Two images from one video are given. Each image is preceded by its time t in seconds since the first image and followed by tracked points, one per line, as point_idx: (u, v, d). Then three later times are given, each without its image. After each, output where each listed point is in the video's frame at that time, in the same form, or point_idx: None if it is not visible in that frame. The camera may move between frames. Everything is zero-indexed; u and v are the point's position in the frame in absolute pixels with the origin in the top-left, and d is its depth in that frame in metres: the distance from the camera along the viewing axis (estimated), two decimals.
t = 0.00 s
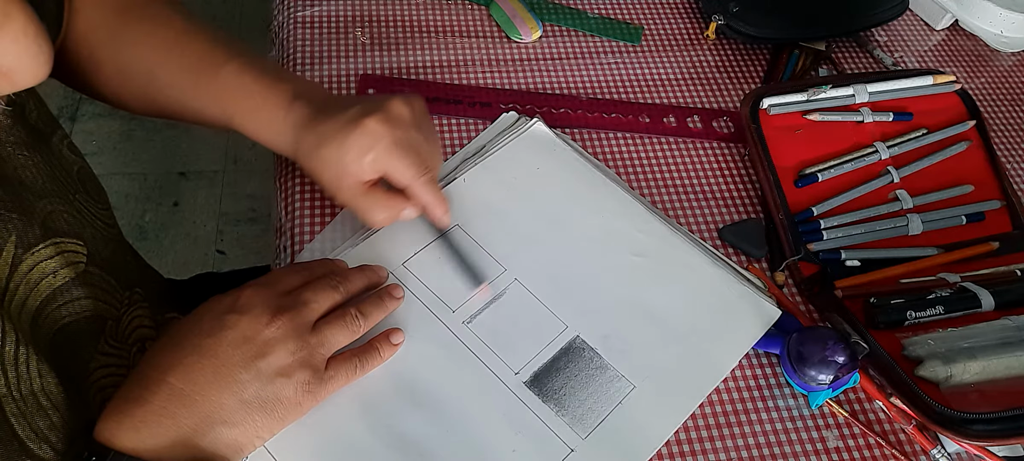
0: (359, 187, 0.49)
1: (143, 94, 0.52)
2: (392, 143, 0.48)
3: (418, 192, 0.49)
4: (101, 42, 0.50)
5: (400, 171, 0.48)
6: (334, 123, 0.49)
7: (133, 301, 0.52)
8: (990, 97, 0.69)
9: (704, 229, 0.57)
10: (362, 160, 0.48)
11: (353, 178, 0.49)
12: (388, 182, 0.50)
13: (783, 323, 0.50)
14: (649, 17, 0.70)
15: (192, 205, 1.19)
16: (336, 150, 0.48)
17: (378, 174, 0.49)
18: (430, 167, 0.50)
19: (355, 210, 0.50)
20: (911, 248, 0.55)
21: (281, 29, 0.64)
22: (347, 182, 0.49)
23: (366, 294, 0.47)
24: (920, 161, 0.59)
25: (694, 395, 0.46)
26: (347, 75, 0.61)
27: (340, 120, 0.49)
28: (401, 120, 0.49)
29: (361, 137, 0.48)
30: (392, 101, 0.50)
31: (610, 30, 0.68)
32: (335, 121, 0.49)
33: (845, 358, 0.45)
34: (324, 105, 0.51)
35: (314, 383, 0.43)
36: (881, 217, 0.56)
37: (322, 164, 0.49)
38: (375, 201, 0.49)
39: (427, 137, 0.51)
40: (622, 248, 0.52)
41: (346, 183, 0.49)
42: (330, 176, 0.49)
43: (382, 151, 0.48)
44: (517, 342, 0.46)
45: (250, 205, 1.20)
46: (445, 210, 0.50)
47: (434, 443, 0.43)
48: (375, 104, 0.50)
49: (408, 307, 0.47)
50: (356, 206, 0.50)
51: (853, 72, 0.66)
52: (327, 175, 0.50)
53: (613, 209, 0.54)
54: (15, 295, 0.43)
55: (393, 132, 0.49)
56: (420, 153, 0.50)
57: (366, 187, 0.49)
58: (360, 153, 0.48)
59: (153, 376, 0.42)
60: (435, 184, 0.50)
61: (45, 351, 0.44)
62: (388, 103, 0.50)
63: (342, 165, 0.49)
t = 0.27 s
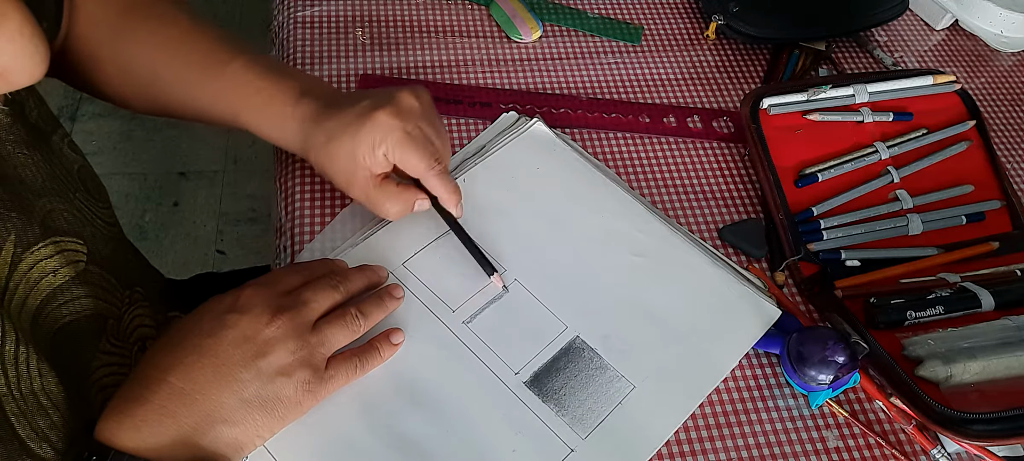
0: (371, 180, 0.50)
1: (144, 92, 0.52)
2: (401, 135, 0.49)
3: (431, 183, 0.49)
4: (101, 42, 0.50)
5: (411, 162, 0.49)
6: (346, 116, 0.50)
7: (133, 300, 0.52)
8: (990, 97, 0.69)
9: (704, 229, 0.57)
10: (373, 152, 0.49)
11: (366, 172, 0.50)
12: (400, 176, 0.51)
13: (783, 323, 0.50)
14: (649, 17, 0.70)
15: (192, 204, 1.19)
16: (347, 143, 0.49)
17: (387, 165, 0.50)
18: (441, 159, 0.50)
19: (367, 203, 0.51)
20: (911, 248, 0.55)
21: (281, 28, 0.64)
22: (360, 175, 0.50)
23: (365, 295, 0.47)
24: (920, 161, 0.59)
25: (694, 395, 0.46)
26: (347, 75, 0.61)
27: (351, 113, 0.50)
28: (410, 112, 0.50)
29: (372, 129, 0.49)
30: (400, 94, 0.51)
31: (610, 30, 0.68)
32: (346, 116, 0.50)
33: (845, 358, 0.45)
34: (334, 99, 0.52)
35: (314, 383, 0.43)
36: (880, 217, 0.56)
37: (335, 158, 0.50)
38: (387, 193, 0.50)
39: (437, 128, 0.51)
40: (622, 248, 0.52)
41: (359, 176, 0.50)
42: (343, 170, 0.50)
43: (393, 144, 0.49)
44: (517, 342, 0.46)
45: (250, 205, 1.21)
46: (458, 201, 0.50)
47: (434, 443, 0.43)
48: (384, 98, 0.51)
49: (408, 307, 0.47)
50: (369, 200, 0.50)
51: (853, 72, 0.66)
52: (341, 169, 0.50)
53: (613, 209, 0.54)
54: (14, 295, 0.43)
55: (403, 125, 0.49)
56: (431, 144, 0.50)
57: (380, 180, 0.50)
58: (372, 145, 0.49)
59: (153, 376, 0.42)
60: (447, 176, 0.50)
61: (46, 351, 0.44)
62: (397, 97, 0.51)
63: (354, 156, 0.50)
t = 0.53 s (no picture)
0: (373, 178, 0.50)
1: (144, 91, 0.52)
2: (405, 133, 0.50)
3: (432, 182, 0.50)
4: (101, 41, 0.50)
5: (413, 161, 0.50)
6: (347, 115, 0.50)
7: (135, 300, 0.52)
8: (990, 97, 0.69)
9: (704, 229, 0.57)
10: (376, 150, 0.50)
11: (368, 170, 0.50)
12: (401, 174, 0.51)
13: (783, 323, 0.50)
14: (649, 17, 0.70)
15: (193, 204, 1.19)
16: (350, 141, 0.50)
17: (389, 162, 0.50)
18: (443, 158, 0.51)
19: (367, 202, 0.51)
20: (911, 248, 0.55)
21: (281, 28, 0.64)
22: (362, 173, 0.50)
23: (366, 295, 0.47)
24: (920, 161, 0.59)
25: (694, 395, 0.46)
26: (347, 75, 0.61)
27: (353, 111, 0.50)
28: (413, 110, 0.51)
29: (376, 127, 0.49)
30: (404, 92, 0.52)
31: (610, 30, 0.68)
32: (347, 114, 0.50)
33: (845, 358, 0.45)
34: (334, 97, 0.52)
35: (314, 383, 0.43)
36: (880, 217, 0.56)
37: (336, 157, 0.50)
38: (388, 191, 0.50)
39: (439, 127, 0.52)
40: (622, 248, 0.52)
41: (359, 174, 0.50)
42: (344, 168, 0.51)
43: (396, 142, 0.50)
44: (517, 342, 0.46)
45: (250, 205, 1.20)
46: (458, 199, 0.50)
47: (434, 443, 0.43)
48: (387, 95, 0.51)
49: (408, 307, 0.47)
50: (369, 198, 0.51)
51: (853, 73, 0.66)
52: (342, 168, 0.51)
53: (613, 209, 0.53)
54: (15, 294, 0.43)
55: (407, 123, 0.50)
56: (433, 143, 0.51)
57: (381, 178, 0.50)
58: (374, 144, 0.50)
59: (153, 375, 0.42)
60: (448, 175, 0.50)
61: (48, 350, 0.44)
62: (400, 95, 0.51)
63: (357, 155, 0.50)
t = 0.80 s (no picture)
0: (364, 185, 0.50)
1: (144, 92, 0.52)
2: (398, 142, 0.49)
3: (423, 191, 0.50)
4: (101, 41, 0.50)
5: (405, 170, 0.49)
6: (340, 122, 0.50)
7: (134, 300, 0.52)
8: (990, 97, 0.69)
9: (704, 229, 0.57)
10: (367, 158, 0.49)
11: (358, 177, 0.50)
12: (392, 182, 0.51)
13: (783, 323, 0.50)
14: (649, 17, 0.70)
15: (193, 204, 1.19)
16: (342, 148, 0.49)
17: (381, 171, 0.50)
18: (435, 166, 0.51)
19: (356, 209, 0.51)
20: (911, 248, 0.55)
21: (281, 28, 0.64)
22: (353, 180, 0.50)
23: (365, 295, 0.47)
24: (920, 161, 0.59)
25: (694, 395, 0.46)
26: (347, 75, 0.61)
27: (347, 118, 0.50)
28: (407, 118, 0.51)
29: (368, 136, 0.49)
30: (399, 101, 0.51)
31: (610, 30, 0.68)
32: (341, 121, 0.50)
33: (845, 358, 0.45)
34: (329, 103, 0.52)
35: (314, 383, 0.43)
36: (880, 217, 0.56)
37: (328, 163, 0.50)
38: (378, 199, 0.50)
39: (432, 134, 0.52)
40: (622, 248, 0.52)
41: (349, 182, 0.50)
42: (335, 173, 0.50)
43: (388, 150, 0.49)
44: (517, 343, 0.46)
45: (250, 205, 1.20)
46: (449, 209, 0.50)
47: (434, 443, 0.43)
48: (381, 103, 0.51)
49: (408, 307, 0.47)
50: (358, 205, 0.50)
51: (853, 73, 0.66)
52: (333, 173, 0.50)
53: (613, 209, 0.53)
54: (15, 295, 0.43)
55: (401, 132, 0.50)
56: (426, 152, 0.51)
57: (372, 186, 0.50)
58: (366, 151, 0.49)
59: (153, 376, 0.42)
60: (440, 184, 0.50)
61: (48, 351, 0.44)
62: (396, 103, 0.51)
63: (348, 162, 0.50)
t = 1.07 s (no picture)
0: (367, 183, 0.50)
1: (144, 92, 0.52)
2: (398, 139, 0.50)
3: (425, 187, 0.50)
4: (101, 42, 0.50)
5: (407, 167, 0.49)
6: (339, 121, 0.50)
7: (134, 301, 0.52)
8: (990, 97, 0.69)
9: (704, 229, 0.57)
10: (368, 155, 0.49)
11: (360, 175, 0.50)
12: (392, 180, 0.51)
13: (783, 323, 0.50)
14: (649, 17, 0.70)
15: (192, 205, 1.19)
16: (343, 146, 0.49)
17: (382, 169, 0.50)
18: (436, 164, 0.51)
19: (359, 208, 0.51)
20: (911, 248, 0.55)
21: (281, 28, 0.64)
22: (355, 179, 0.50)
23: (365, 295, 0.47)
24: (920, 161, 0.59)
25: (694, 396, 0.46)
26: (347, 75, 0.61)
27: (347, 117, 0.50)
28: (407, 116, 0.51)
29: (370, 133, 0.49)
30: (398, 98, 0.51)
31: (610, 30, 0.68)
32: (341, 120, 0.50)
33: (845, 359, 0.45)
34: (328, 103, 0.52)
35: (314, 384, 0.43)
36: (881, 217, 0.56)
37: (330, 162, 0.50)
38: (380, 196, 0.50)
39: (432, 133, 0.52)
40: (622, 248, 0.52)
41: (352, 179, 0.50)
42: (337, 172, 0.50)
43: (389, 148, 0.49)
44: (517, 343, 0.46)
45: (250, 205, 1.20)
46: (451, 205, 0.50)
47: (434, 443, 0.43)
48: (381, 101, 0.51)
49: (408, 307, 0.47)
50: (361, 204, 0.50)
51: (853, 72, 0.66)
52: (335, 172, 0.50)
53: (613, 209, 0.53)
54: (15, 296, 0.43)
55: (401, 130, 0.50)
56: (427, 149, 0.51)
57: (374, 184, 0.50)
58: (367, 149, 0.49)
59: (153, 377, 0.42)
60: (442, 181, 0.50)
61: (47, 353, 0.44)
62: (395, 101, 0.51)
63: (349, 160, 0.50)
